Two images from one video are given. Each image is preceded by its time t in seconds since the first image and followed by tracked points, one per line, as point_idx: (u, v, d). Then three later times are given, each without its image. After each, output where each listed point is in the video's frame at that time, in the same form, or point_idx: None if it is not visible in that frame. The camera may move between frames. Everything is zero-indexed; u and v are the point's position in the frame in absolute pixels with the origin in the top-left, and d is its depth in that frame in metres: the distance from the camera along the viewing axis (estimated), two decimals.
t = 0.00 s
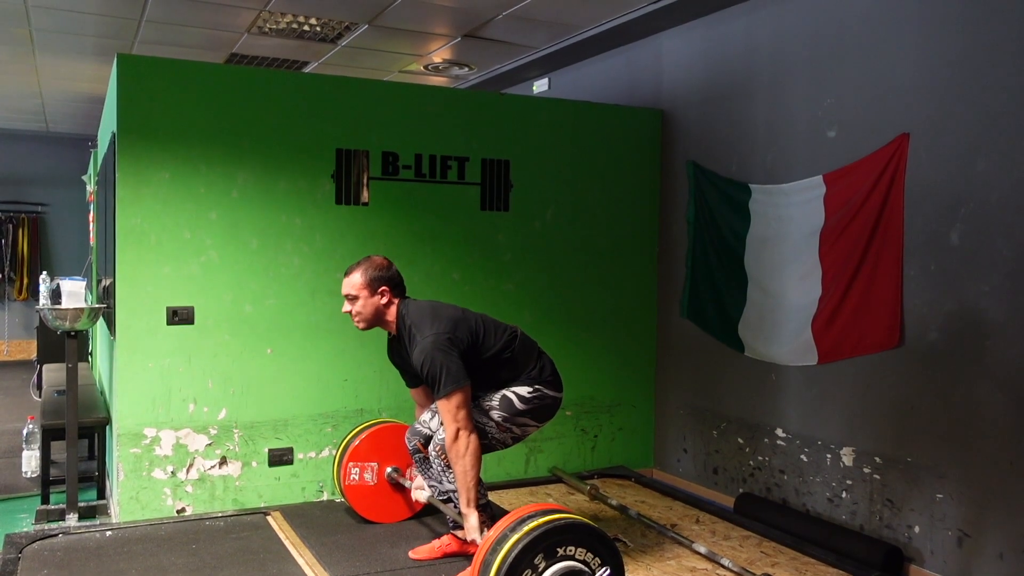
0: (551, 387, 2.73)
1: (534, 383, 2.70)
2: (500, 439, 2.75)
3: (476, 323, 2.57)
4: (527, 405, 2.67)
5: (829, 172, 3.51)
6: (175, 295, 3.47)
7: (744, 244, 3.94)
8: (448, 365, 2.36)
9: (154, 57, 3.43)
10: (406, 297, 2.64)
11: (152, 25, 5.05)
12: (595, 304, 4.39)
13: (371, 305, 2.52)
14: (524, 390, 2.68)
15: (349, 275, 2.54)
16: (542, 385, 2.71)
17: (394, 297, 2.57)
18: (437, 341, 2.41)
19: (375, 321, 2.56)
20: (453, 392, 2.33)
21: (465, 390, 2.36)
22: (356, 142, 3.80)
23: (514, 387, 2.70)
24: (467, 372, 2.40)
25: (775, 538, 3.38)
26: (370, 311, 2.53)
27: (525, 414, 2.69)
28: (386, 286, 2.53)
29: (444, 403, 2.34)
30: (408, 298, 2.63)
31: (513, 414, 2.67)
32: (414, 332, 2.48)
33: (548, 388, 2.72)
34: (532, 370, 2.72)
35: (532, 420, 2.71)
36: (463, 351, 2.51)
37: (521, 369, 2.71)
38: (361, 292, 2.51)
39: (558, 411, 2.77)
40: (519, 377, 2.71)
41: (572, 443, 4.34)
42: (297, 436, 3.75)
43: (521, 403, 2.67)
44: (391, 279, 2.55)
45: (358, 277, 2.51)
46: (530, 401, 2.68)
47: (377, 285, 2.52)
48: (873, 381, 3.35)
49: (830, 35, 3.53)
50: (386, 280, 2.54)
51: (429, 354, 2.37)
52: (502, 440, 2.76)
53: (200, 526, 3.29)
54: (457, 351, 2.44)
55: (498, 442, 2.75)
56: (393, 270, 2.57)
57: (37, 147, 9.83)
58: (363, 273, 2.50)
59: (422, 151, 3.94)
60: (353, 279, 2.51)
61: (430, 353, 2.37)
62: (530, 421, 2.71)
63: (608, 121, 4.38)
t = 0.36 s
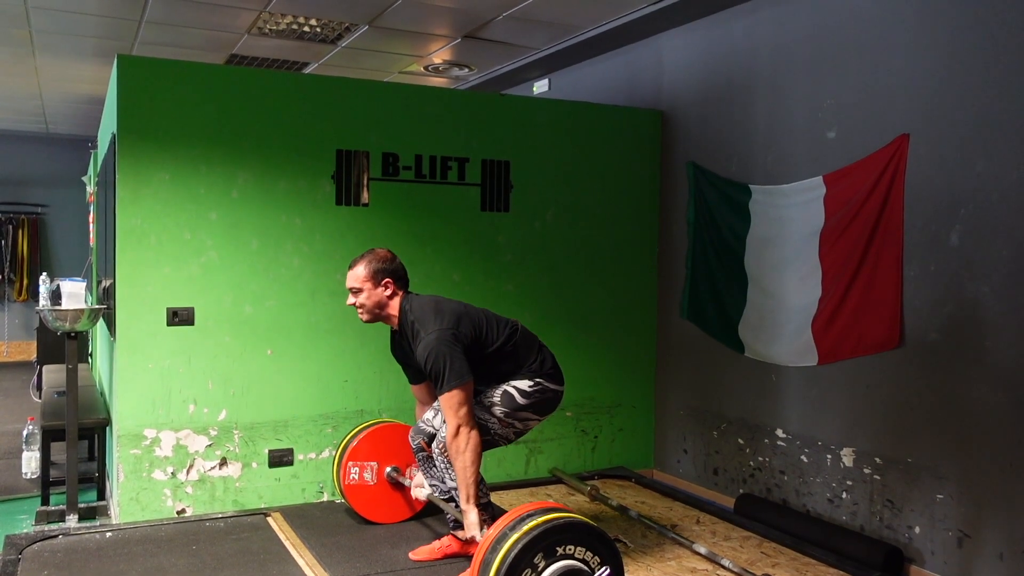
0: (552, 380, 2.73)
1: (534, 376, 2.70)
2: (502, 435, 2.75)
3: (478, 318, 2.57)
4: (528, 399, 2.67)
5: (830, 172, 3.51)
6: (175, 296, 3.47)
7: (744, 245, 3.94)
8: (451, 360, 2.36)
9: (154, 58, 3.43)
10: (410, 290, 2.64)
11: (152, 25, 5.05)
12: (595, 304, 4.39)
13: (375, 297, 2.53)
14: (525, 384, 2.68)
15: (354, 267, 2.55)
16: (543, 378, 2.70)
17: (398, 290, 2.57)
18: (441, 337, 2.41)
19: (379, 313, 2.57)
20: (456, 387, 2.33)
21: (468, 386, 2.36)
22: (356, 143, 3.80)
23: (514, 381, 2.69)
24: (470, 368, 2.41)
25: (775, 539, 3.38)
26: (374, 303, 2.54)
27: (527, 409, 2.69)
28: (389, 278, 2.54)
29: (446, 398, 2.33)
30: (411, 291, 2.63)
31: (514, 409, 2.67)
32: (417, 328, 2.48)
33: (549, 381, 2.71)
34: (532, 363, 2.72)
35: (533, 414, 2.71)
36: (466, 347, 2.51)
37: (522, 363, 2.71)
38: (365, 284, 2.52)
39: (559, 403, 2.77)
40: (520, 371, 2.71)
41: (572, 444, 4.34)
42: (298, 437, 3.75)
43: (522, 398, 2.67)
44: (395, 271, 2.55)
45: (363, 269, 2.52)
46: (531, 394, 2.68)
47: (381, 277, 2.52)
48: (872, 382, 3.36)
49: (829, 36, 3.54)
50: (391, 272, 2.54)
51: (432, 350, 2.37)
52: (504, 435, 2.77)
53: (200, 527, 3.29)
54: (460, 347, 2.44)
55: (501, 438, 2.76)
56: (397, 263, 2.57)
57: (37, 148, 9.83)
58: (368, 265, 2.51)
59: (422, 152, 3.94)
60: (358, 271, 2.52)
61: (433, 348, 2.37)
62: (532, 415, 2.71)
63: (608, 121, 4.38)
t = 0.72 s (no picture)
0: (552, 371, 2.74)
1: (535, 368, 2.70)
2: (505, 430, 2.75)
3: (476, 313, 2.58)
4: (529, 392, 2.67)
5: (829, 174, 3.51)
6: (175, 297, 3.47)
7: (744, 246, 3.94)
8: (450, 356, 2.37)
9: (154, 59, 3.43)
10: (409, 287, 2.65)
11: (151, 27, 5.05)
12: (595, 305, 4.39)
13: (375, 294, 2.53)
14: (526, 376, 2.68)
15: (353, 264, 2.55)
16: (543, 369, 2.71)
17: (398, 287, 2.57)
18: (439, 333, 2.42)
19: (378, 311, 2.57)
20: (454, 383, 2.34)
21: (468, 381, 2.37)
22: (356, 145, 3.80)
23: (514, 374, 2.70)
24: (469, 364, 2.42)
25: (775, 540, 3.38)
26: (374, 300, 2.54)
27: (529, 402, 2.69)
28: (389, 275, 2.54)
29: (446, 393, 2.34)
30: (411, 289, 2.63)
31: (516, 403, 2.67)
32: (416, 325, 2.49)
33: (549, 372, 2.72)
34: (532, 355, 2.72)
35: (535, 406, 2.71)
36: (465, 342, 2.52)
37: (522, 355, 2.71)
38: (365, 281, 2.52)
39: (561, 393, 2.77)
40: (520, 363, 2.71)
41: (572, 445, 4.34)
42: (297, 438, 3.74)
43: (523, 391, 2.67)
44: (395, 268, 2.56)
45: (362, 266, 2.52)
46: (532, 386, 2.68)
47: (380, 274, 2.53)
48: (872, 383, 3.36)
49: (829, 37, 3.54)
50: (391, 269, 2.55)
51: (430, 346, 2.38)
52: (508, 430, 2.76)
53: (200, 529, 3.29)
54: (458, 342, 2.45)
55: (503, 433, 2.76)
56: (396, 259, 2.57)
57: (37, 149, 9.83)
58: (367, 261, 2.52)
59: (422, 153, 3.94)
60: (357, 268, 2.52)
61: (431, 345, 2.38)
62: (533, 408, 2.71)
63: (608, 122, 4.38)
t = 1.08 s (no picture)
0: (557, 349, 2.74)
1: (540, 347, 2.70)
2: (518, 415, 2.76)
3: (482, 288, 2.55)
4: (536, 372, 2.68)
5: (829, 174, 3.51)
6: (174, 299, 3.47)
7: (744, 247, 3.94)
8: (455, 333, 2.36)
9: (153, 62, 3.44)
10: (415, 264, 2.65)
11: (151, 29, 5.05)
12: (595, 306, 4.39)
13: (382, 268, 2.53)
14: (532, 357, 2.68)
15: (362, 238, 2.55)
16: (548, 348, 2.71)
17: (405, 265, 2.58)
18: (445, 308, 2.41)
19: (384, 285, 2.58)
20: (457, 359, 2.34)
21: (472, 357, 2.36)
22: (356, 147, 3.80)
23: (521, 356, 2.69)
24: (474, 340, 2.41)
25: (775, 541, 3.39)
26: (380, 274, 2.54)
27: (537, 382, 2.70)
28: (397, 251, 2.54)
29: (451, 368, 2.34)
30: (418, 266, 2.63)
31: (525, 386, 2.68)
32: (421, 301, 2.47)
33: (555, 350, 2.72)
34: (538, 333, 2.71)
35: (543, 386, 2.72)
36: (471, 318, 2.50)
37: (528, 334, 2.70)
38: (374, 255, 2.52)
39: (567, 370, 2.78)
40: (526, 343, 2.70)
41: (572, 446, 4.34)
42: (298, 441, 3.74)
43: (531, 372, 2.67)
44: (403, 244, 2.55)
45: (372, 240, 2.52)
46: (539, 367, 2.69)
47: (389, 249, 2.53)
48: (872, 383, 3.36)
49: (828, 38, 3.54)
50: (400, 244, 2.55)
51: (436, 322, 2.37)
52: (521, 414, 2.77)
53: (200, 531, 3.29)
54: (464, 318, 2.43)
55: (517, 418, 2.77)
56: (405, 236, 2.57)
57: (36, 152, 9.83)
58: (377, 236, 2.51)
59: (422, 155, 3.94)
60: (366, 242, 2.52)
61: (436, 321, 2.37)
62: (542, 388, 2.72)
63: (608, 123, 4.38)
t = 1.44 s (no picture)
0: (559, 333, 2.74)
1: (541, 332, 2.69)
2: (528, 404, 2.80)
3: (492, 256, 2.57)
4: (538, 359, 2.70)
5: (828, 176, 3.52)
6: (175, 301, 3.48)
7: (744, 249, 3.95)
8: (462, 294, 2.38)
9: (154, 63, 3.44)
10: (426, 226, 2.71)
11: (152, 31, 5.05)
12: (596, 307, 4.39)
13: (395, 223, 2.59)
14: (532, 343, 2.69)
15: (380, 192, 2.61)
16: (548, 332, 2.71)
17: (418, 225, 2.63)
18: (454, 269, 2.43)
19: (394, 241, 2.62)
20: (463, 321, 2.34)
21: (478, 320, 2.37)
22: (356, 149, 3.80)
23: (523, 342, 2.70)
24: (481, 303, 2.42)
25: (775, 543, 3.40)
26: (393, 228, 2.59)
27: (541, 367, 2.72)
28: (413, 208, 2.60)
29: (457, 329, 2.35)
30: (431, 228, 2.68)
31: (529, 373, 2.70)
32: (431, 261, 2.50)
33: (556, 333, 2.72)
34: (539, 315, 2.70)
35: (547, 370, 2.74)
36: (479, 284, 2.51)
37: (529, 317, 2.69)
38: (390, 208, 2.58)
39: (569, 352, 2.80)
40: (527, 327, 2.69)
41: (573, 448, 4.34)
42: (298, 442, 3.74)
43: (533, 359, 2.69)
44: (418, 202, 2.62)
45: (390, 192, 2.59)
46: (540, 352, 2.70)
47: (405, 205, 2.59)
48: (872, 385, 3.36)
49: (828, 41, 3.54)
50: (416, 202, 2.61)
51: (445, 282, 2.39)
52: (532, 403, 2.81)
53: (200, 533, 3.29)
54: (472, 280, 2.45)
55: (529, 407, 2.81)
56: (423, 196, 2.64)
57: (37, 154, 9.84)
58: (396, 190, 2.58)
59: (422, 157, 3.95)
60: (385, 194, 2.59)
61: (445, 279, 2.40)
62: (546, 372, 2.74)
63: (608, 125, 4.39)
